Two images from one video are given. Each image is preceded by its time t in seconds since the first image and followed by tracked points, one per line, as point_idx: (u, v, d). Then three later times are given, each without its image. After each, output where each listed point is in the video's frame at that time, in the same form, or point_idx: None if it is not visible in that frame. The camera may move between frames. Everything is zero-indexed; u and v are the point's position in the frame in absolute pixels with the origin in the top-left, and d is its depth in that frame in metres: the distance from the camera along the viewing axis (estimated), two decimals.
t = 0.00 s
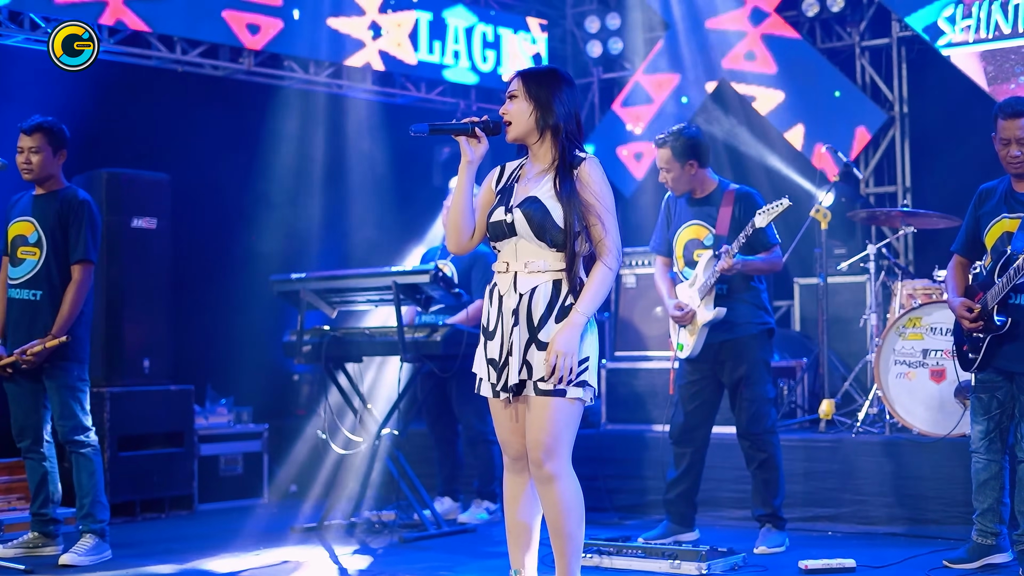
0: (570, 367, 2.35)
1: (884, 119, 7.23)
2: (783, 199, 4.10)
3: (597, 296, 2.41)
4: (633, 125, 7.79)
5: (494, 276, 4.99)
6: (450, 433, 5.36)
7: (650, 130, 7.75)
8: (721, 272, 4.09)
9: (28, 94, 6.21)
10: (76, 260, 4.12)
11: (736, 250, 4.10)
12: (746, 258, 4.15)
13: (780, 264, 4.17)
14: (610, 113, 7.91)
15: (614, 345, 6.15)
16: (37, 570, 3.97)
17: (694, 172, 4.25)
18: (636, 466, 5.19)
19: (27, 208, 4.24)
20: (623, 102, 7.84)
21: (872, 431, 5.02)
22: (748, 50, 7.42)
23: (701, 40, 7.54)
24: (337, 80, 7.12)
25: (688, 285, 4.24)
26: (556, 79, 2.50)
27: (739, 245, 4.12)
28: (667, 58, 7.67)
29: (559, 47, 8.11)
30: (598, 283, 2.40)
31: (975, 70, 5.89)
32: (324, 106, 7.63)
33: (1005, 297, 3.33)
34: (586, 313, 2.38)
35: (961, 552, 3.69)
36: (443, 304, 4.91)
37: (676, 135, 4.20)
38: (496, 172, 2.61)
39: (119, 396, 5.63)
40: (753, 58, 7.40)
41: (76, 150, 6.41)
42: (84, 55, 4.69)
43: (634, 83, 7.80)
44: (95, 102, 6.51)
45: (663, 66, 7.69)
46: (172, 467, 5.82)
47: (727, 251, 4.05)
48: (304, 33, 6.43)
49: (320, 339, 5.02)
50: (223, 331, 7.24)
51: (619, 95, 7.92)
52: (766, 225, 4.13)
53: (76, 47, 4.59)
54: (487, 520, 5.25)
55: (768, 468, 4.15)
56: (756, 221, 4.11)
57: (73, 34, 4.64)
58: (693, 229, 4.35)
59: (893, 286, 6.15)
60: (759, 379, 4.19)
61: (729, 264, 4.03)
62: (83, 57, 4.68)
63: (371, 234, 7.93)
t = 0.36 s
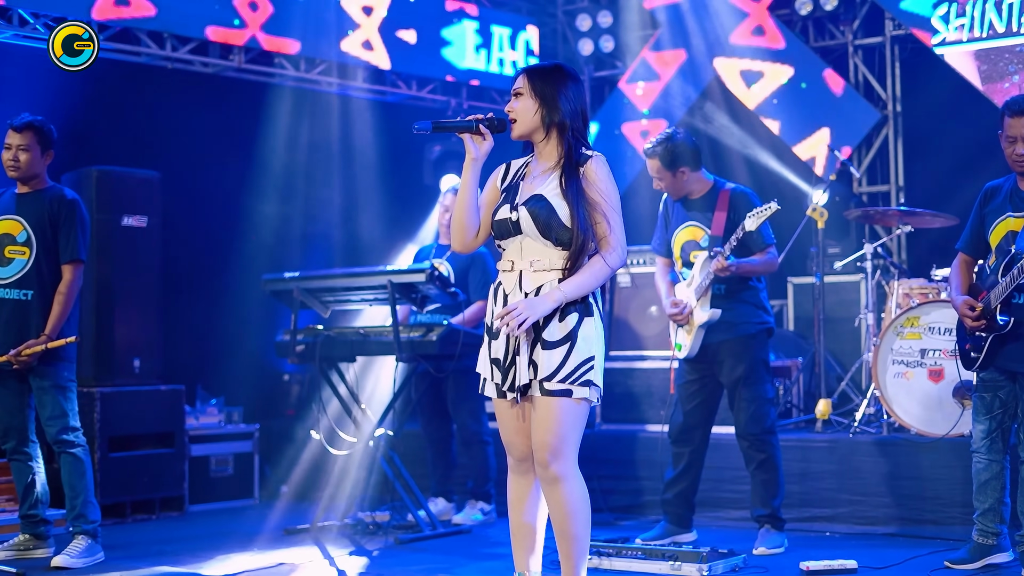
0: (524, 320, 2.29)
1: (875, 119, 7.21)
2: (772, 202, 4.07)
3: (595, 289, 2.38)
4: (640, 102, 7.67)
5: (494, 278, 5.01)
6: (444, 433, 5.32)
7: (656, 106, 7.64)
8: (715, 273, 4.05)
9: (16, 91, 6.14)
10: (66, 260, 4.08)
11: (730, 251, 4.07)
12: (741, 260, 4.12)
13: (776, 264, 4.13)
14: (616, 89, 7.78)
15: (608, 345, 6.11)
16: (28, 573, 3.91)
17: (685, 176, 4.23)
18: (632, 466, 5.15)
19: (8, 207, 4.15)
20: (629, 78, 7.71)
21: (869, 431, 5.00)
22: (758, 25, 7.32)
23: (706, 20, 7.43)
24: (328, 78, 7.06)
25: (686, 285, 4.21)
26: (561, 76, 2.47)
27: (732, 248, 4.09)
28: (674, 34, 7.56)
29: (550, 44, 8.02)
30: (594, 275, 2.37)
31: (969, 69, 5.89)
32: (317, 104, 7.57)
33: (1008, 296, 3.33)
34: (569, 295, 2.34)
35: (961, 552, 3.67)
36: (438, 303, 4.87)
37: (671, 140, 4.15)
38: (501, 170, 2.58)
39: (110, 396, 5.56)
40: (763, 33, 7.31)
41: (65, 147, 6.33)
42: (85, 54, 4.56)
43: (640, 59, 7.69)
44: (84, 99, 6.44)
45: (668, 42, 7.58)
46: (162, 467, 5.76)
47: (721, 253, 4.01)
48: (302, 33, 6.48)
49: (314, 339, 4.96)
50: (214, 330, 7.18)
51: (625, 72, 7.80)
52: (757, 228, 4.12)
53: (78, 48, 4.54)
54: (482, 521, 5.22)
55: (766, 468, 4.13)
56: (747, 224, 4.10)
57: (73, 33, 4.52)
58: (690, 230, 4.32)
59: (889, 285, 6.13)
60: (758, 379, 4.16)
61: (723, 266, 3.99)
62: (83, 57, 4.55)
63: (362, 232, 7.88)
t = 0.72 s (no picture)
0: (534, 326, 2.23)
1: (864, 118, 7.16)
2: (756, 202, 4.05)
3: (594, 289, 2.34)
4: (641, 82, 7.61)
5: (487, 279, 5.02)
6: (435, 434, 5.28)
7: (658, 87, 7.59)
8: (703, 273, 4.02)
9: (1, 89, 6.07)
10: (58, 257, 4.02)
11: (715, 251, 4.04)
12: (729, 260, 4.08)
13: (766, 263, 4.09)
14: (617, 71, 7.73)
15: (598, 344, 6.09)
16: None
17: (670, 178, 4.15)
18: (624, 466, 5.13)
19: (4, 205, 4.11)
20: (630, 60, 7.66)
21: (862, 431, 4.98)
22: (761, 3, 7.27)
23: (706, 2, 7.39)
24: (315, 78, 7.02)
25: (676, 286, 4.17)
26: (560, 74, 2.44)
27: (718, 248, 4.07)
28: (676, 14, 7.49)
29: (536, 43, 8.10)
30: (593, 275, 2.33)
31: (958, 69, 5.90)
32: (305, 103, 7.52)
33: (1005, 295, 3.33)
34: (574, 298, 2.30)
35: (958, 553, 3.66)
36: (430, 303, 4.84)
37: (652, 144, 4.10)
38: (500, 169, 2.55)
39: (97, 397, 5.50)
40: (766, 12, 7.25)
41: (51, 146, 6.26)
42: (84, 54, 5.07)
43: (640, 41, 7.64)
44: (71, 97, 6.36)
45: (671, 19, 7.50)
46: (150, 469, 5.70)
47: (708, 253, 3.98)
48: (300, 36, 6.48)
49: (304, 339, 4.91)
50: (201, 330, 7.11)
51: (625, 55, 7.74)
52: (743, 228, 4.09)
53: (78, 48, 5.05)
54: (473, 523, 5.20)
55: (760, 468, 4.10)
56: (732, 226, 4.07)
57: (74, 34, 5.03)
58: (680, 232, 4.29)
59: (880, 285, 6.12)
60: (751, 379, 4.13)
61: (711, 266, 3.97)
62: (83, 57, 5.06)
63: (350, 233, 7.84)
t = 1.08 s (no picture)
0: (534, 322, 2.21)
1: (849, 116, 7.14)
2: (751, 196, 4.03)
3: (592, 285, 2.32)
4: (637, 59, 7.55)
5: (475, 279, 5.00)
6: (421, 433, 5.25)
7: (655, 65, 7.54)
8: (693, 268, 4.00)
9: None
10: (49, 251, 3.96)
11: (707, 246, 4.02)
12: (719, 256, 4.07)
13: (756, 260, 4.10)
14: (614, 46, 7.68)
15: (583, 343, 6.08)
16: None
17: (666, 166, 4.18)
18: (612, 464, 5.12)
19: (3, 200, 4.09)
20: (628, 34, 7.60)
21: (848, 428, 4.99)
22: None
23: None
24: (298, 74, 6.96)
25: (664, 283, 4.17)
26: (554, 68, 2.41)
27: (709, 242, 4.05)
28: None
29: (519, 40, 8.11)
30: (590, 271, 2.31)
31: (941, 68, 5.93)
32: (289, 99, 7.47)
33: (998, 291, 3.34)
34: (571, 293, 2.27)
35: (947, 548, 3.65)
36: (417, 300, 4.81)
37: (652, 130, 4.12)
38: (493, 165, 2.52)
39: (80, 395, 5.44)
40: None
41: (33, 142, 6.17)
42: (84, 54, 4.83)
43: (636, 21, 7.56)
44: (53, 92, 6.27)
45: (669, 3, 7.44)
46: (133, 468, 5.64)
47: (699, 247, 3.94)
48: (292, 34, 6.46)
49: (290, 337, 4.87)
50: (183, 329, 7.04)
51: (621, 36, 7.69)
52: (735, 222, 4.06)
53: (78, 48, 4.81)
54: (459, 522, 5.18)
55: (748, 466, 4.09)
56: (726, 218, 4.04)
57: (74, 33, 4.79)
58: (669, 225, 4.27)
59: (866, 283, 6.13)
60: (737, 377, 4.12)
61: (702, 260, 3.92)
62: (83, 57, 4.82)
63: (331, 232, 7.80)
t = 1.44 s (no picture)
0: (539, 323, 2.20)
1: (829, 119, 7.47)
2: (758, 202, 4.05)
3: (592, 285, 2.32)
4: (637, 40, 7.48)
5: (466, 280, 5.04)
6: (409, 434, 5.22)
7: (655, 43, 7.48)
8: (694, 272, 4.01)
9: None
10: (37, 252, 3.91)
11: (709, 250, 4.03)
12: (718, 258, 4.08)
13: (751, 262, 4.11)
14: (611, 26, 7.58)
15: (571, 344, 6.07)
16: None
17: (655, 173, 4.15)
18: (602, 466, 5.11)
19: None
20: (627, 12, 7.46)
21: (837, 429, 5.00)
22: None
23: None
24: (282, 74, 6.92)
25: (660, 284, 4.17)
26: (551, 67, 2.40)
27: (713, 247, 4.06)
28: None
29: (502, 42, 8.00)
30: (589, 271, 2.31)
31: (925, 68, 6.00)
32: (274, 100, 7.42)
33: (993, 291, 3.35)
34: (572, 293, 2.27)
35: (914, 544, 3.68)
36: (406, 301, 4.78)
37: (640, 137, 4.10)
38: (490, 165, 2.51)
39: (64, 397, 5.38)
40: None
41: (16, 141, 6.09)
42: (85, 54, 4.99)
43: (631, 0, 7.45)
44: (36, 91, 6.20)
45: None
46: (118, 471, 5.59)
47: (702, 251, 3.98)
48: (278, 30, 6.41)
49: (278, 339, 4.82)
50: (167, 332, 6.98)
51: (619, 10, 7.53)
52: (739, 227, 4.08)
53: (79, 47, 4.98)
54: (447, 524, 5.16)
55: (741, 467, 4.10)
56: (732, 224, 4.05)
57: (74, 34, 4.96)
58: (662, 228, 4.28)
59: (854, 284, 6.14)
60: (732, 378, 4.13)
61: (704, 264, 3.97)
62: (82, 57, 4.98)
63: (315, 233, 7.76)
